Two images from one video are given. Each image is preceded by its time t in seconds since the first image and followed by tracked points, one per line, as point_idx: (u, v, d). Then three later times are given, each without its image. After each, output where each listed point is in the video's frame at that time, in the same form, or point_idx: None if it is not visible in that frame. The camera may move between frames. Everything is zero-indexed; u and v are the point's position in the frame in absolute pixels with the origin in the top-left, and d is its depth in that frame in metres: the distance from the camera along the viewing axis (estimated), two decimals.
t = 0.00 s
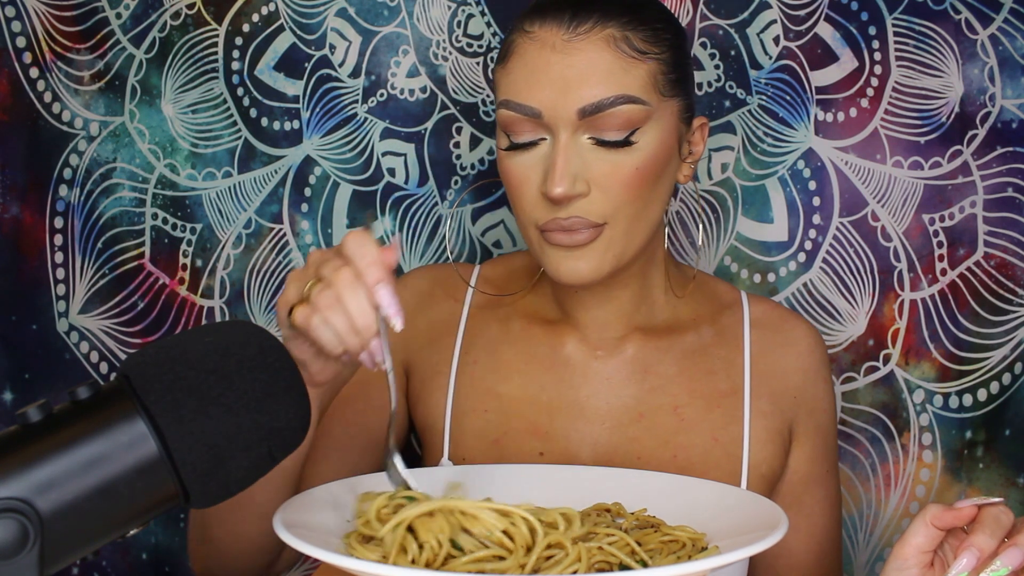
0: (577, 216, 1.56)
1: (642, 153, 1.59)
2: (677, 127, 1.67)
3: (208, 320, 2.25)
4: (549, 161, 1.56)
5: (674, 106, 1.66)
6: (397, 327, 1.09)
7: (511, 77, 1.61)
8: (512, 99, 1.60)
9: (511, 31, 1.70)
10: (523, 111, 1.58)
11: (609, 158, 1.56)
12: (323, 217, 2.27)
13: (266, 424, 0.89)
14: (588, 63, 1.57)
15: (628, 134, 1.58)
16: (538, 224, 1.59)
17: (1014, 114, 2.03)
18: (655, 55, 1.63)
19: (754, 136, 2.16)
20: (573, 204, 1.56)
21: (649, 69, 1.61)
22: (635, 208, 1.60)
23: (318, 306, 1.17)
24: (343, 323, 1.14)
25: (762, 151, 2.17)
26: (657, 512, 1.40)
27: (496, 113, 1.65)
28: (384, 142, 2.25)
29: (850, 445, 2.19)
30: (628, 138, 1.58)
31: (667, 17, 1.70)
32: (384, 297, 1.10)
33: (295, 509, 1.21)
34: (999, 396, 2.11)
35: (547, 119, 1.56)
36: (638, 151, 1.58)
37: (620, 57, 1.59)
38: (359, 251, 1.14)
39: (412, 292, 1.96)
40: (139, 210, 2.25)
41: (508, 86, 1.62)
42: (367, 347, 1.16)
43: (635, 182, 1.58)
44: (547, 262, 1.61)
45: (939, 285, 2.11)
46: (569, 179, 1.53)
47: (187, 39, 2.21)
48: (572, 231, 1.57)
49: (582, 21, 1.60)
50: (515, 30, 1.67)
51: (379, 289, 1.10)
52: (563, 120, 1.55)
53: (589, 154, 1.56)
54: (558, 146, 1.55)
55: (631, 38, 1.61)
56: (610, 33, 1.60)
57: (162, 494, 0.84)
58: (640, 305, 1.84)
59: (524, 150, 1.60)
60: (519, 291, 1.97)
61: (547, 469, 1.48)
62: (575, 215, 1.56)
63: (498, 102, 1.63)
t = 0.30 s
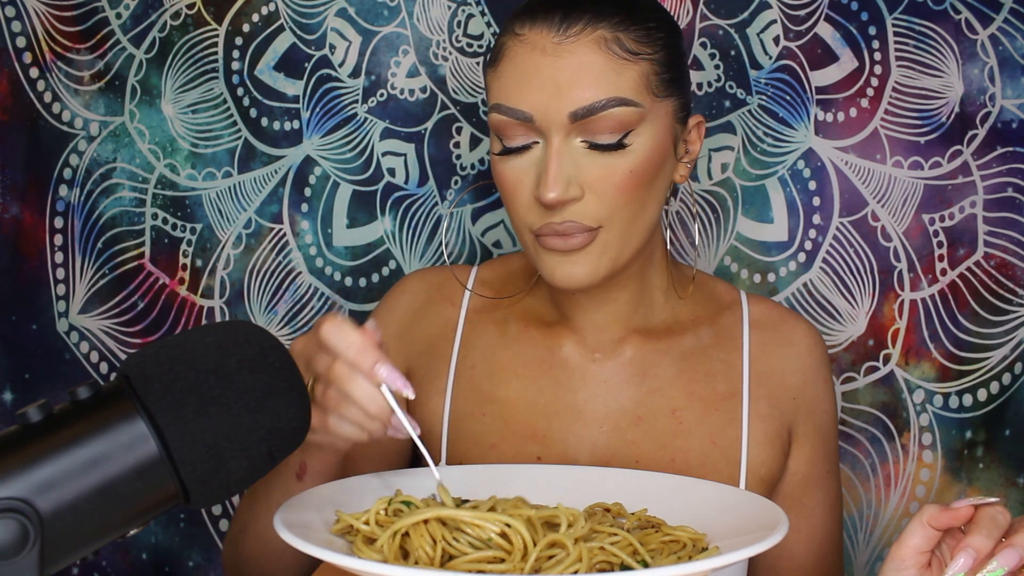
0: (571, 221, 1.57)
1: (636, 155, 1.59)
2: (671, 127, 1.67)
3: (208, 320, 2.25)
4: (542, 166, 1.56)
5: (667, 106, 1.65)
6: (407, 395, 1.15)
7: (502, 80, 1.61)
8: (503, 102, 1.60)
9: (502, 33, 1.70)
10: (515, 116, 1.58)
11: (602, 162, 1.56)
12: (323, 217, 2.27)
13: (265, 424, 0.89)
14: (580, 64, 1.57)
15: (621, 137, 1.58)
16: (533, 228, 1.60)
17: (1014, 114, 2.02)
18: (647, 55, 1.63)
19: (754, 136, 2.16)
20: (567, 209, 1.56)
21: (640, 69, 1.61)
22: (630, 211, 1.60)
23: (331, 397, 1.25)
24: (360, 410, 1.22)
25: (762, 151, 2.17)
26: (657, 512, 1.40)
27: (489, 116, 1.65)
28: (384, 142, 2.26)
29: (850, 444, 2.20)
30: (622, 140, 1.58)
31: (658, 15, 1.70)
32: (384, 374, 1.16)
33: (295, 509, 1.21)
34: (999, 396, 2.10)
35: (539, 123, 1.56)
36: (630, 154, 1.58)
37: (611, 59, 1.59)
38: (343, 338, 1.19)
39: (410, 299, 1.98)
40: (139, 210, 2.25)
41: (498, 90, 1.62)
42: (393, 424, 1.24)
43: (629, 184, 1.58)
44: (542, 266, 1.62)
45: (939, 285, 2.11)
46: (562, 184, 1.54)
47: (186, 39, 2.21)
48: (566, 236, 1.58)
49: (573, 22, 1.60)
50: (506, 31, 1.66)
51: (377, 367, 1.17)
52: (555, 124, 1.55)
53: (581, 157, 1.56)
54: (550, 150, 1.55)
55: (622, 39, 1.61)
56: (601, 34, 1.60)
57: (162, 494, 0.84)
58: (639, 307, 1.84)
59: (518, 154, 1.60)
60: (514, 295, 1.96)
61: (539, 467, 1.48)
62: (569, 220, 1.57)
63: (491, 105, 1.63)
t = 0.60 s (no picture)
0: (571, 223, 1.57)
1: (635, 157, 1.59)
2: (670, 128, 1.67)
3: (208, 320, 2.25)
4: (541, 169, 1.56)
5: (666, 107, 1.65)
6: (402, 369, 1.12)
7: (500, 82, 1.61)
8: (501, 105, 1.59)
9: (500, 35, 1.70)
10: (513, 118, 1.58)
11: (600, 165, 1.56)
12: (323, 217, 2.27)
13: (265, 424, 0.89)
14: (577, 66, 1.56)
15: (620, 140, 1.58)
16: (532, 231, 1.60)
17: (1014, 114, 2.02)
18: (646, 56, 1.63)
19: (754, 136, 2.16)
20: (567, 212, 1.56)
21: (639, 71, 1.61)
22: (629, 212, 1.60)
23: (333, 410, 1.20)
24: (367, 410, 1.17)
25: (762, 151, 2.17)
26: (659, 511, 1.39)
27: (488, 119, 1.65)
28: (384, 142, 2.26)
29: (850, 444, 2.20)
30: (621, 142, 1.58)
31: (656, 17, 1.71)
32: (371, 363, 1.13)
33: (295, 507, 1.21)
34: (999, 396, 2.10)
35: (537, 126, 1.56)
36: (630, 155, 1.58)
37: (610, 61, 1.59)
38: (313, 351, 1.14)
39: (409, 301, 1.98)
40: (139, 210, 2.25)
41: (497, 91, 1.61)
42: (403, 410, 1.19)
43: (628, 186, 1.58)
44: (542, 268, 1.62)
45: (939, 285, 2.11)
46: (561, 186, 1.53)
47: (187, 39, 2.21)
48: (566, 238, 1.58)
49: (571, 24, 1.60)
50: (503, 34, 1.66)
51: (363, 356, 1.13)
52: (554, 127, 1.54)
53: (580, 160, 1.55)
54: (549, 152, 1.55)
55: (620, 41, 1.61)
56: (599, 35, 1.59)
57: (162, 494, 0.84)
58: (638, 308, 1.83)
59: (517, 157, 1.60)
60: (511, 296, 1.97)
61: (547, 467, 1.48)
62: (569, 223, 1.57)
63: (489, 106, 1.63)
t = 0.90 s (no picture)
0: (570, 223, 1.57)
1: (633, 157, 1.58)
2: (668, 128, 1.67)
3: (208, 320, 2.25)
4: (540, 169, 1.56)
5: (664, 108, 1.65)
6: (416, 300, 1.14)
7: (498, 84, 1.61)
8: (499, 106, 1.59)
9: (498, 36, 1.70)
10: (511, 119, 1.57)
11: (599, 166, 1.55)
12: (323, 217, 2.27)
13: (265, 424, 0.90)
14: (573, 69, 1.57)
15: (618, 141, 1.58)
16: (532, 231, 1.60)
17: (1014, 114, 2.02)
18: (643, 57, 1.63)
19: (754, 136, 2.16)
20: (566, 212, 1.56)
21: (637, 72, 1.61)
22: (628, 212, 1.60)
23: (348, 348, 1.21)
24: (383, 345, 1.18)
25: (762, 151, 2.17)
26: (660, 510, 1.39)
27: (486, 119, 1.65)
28: (384, 142, 2.26)
29: (850, 444, 2.20)
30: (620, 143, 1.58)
31: (654, 18, 1.71)
32: (386, 297, 1.16)
33: (295, 507, 1.21)
34: (999, 396, 2.10)
35: (536, 127, 1.55)
36: (629, 155, 1.58)
37: (607, 62, 1.59)
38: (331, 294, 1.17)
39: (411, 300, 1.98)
40: (139, 210, 2.25)
41: (496, 92, 1.61)
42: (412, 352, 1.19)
43: (627, 187, 1.58)
44: (542, 268, 1.62)
45: (939, 285, 2.11)
46: (560, 187, 1.53)
47: (187, 39, 2.21)
48: (565, 238, 1.58)
49: (568, 26, 1.60)
50: (501, 36, 1.67)
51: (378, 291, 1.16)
52: (552, 128, 1.54)
53: (580, 161, 1.55)
54: (549, 154, 1.54)
55: (618, 42, 1.61)
56: (597, 37, 1.60)
57: (161, 494, 0.84)
58: (638, 308, 1.83)
59: (517, 158, 1.59)
60: (511, 296, 1.96)
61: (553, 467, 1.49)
62: (568, 223, 1.57)
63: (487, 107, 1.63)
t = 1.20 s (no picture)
0: (569, 223, 1.57)
1: (631, 157, 1.58)
2: (667, 128, 1.67)
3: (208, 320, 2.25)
4: (539, 169, 1.56)
5: (662, 108, 1.65)
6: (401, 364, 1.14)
7: (496, 84, 1.61)
8: (498, 106, 1.60)
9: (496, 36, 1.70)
10: (510, 120, 1.58)
11: (597, 165, 1.56)
12: (323, 217, 2.27)
13: (265, 424, 0.90)
14: (570, 69, 1.57)
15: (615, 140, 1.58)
16: (532, 231, 1.60)
17: (1014, 114, 2.02)
18: (640, 57, 1.62)
19: (754, 136, 2.17)
20: (564, 211, 1.56)
21: (634, 72, 1.61)
22: (626, 212, 1.60)
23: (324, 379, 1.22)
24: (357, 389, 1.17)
25: (762, 151, 2.17)
26: (658, 510, 1.39)
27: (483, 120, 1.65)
28: (384, 142, 2.25)
29: (850, 444, 2.20)
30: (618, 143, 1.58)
31: (652, 17, 1.70)
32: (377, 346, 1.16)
33: (295, 508, 1.21)
34: (999, 396, 2.10)
35: (534, 127, 1.56)
36: (627, 155, 1.58)
37: (606, 61, 1.59)
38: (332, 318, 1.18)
39: (412, 300, 1.98)
40: (139, 210, 2.25)
41: (493, 93, 1.62)
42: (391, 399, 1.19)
43: (625, 186, 1.58)
44: (542, 268, 1.62)
45: (939, 285, 2.11)
46: (558, 187, 1.54)
47: (187, 39, 2.21)
48: (565, 238, 1.58)
49: (565, 26, 1.60)
50: (499, 37, 1.67)
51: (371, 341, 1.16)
52: (550, 127, 1.54)
53: (578, 161, 1.55)
54: (547, 154, 1.55)
55: (615, 42, 1.61)
56: (593, 37, 1.59)
57: (161, 494, 0.84)
58: (637, 308, 1.83)
59: (515, 158, 1.60)
60: (511, 297, 1.96)
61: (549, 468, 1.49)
62: (566, 223, 1.57)
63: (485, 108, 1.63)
